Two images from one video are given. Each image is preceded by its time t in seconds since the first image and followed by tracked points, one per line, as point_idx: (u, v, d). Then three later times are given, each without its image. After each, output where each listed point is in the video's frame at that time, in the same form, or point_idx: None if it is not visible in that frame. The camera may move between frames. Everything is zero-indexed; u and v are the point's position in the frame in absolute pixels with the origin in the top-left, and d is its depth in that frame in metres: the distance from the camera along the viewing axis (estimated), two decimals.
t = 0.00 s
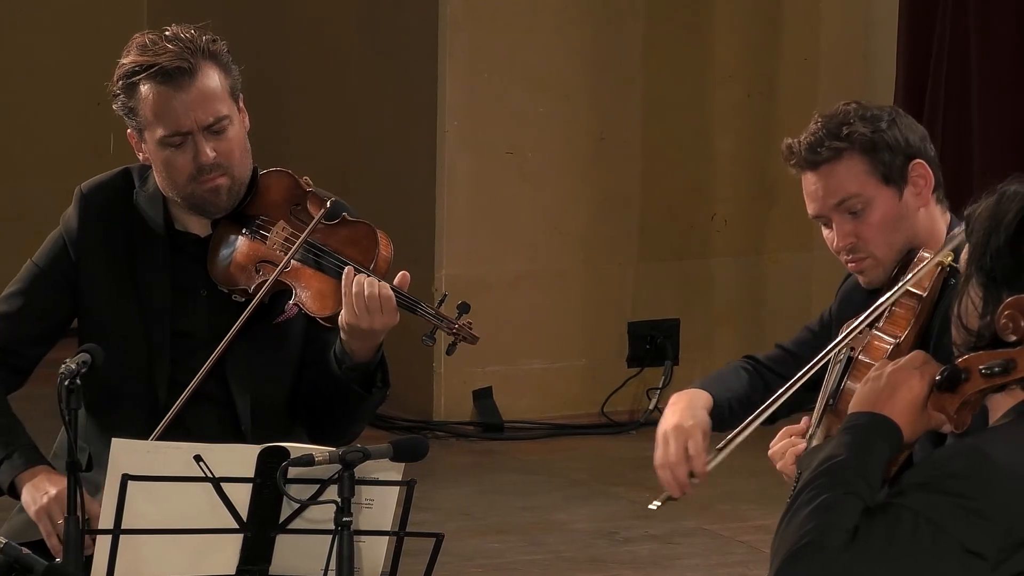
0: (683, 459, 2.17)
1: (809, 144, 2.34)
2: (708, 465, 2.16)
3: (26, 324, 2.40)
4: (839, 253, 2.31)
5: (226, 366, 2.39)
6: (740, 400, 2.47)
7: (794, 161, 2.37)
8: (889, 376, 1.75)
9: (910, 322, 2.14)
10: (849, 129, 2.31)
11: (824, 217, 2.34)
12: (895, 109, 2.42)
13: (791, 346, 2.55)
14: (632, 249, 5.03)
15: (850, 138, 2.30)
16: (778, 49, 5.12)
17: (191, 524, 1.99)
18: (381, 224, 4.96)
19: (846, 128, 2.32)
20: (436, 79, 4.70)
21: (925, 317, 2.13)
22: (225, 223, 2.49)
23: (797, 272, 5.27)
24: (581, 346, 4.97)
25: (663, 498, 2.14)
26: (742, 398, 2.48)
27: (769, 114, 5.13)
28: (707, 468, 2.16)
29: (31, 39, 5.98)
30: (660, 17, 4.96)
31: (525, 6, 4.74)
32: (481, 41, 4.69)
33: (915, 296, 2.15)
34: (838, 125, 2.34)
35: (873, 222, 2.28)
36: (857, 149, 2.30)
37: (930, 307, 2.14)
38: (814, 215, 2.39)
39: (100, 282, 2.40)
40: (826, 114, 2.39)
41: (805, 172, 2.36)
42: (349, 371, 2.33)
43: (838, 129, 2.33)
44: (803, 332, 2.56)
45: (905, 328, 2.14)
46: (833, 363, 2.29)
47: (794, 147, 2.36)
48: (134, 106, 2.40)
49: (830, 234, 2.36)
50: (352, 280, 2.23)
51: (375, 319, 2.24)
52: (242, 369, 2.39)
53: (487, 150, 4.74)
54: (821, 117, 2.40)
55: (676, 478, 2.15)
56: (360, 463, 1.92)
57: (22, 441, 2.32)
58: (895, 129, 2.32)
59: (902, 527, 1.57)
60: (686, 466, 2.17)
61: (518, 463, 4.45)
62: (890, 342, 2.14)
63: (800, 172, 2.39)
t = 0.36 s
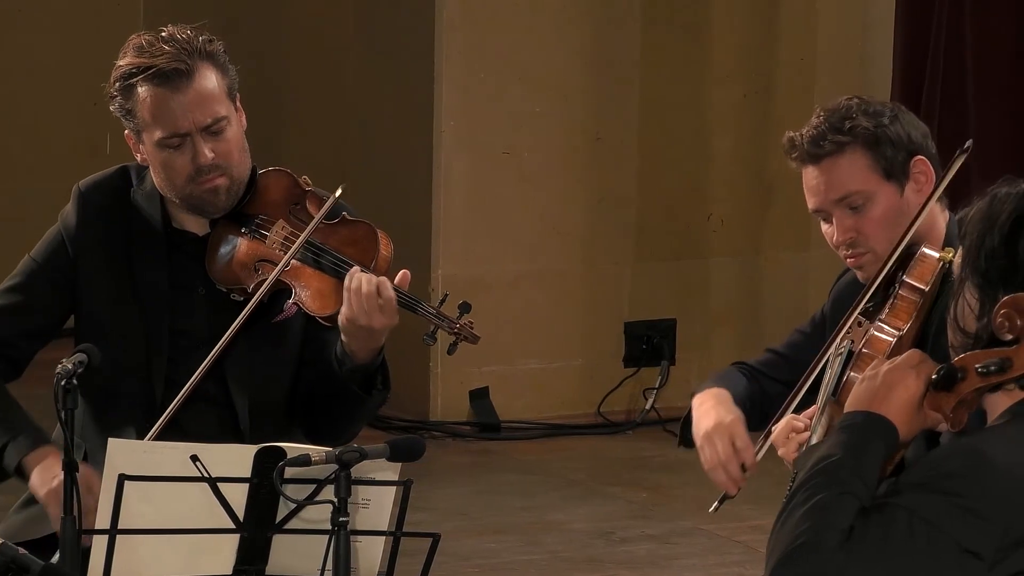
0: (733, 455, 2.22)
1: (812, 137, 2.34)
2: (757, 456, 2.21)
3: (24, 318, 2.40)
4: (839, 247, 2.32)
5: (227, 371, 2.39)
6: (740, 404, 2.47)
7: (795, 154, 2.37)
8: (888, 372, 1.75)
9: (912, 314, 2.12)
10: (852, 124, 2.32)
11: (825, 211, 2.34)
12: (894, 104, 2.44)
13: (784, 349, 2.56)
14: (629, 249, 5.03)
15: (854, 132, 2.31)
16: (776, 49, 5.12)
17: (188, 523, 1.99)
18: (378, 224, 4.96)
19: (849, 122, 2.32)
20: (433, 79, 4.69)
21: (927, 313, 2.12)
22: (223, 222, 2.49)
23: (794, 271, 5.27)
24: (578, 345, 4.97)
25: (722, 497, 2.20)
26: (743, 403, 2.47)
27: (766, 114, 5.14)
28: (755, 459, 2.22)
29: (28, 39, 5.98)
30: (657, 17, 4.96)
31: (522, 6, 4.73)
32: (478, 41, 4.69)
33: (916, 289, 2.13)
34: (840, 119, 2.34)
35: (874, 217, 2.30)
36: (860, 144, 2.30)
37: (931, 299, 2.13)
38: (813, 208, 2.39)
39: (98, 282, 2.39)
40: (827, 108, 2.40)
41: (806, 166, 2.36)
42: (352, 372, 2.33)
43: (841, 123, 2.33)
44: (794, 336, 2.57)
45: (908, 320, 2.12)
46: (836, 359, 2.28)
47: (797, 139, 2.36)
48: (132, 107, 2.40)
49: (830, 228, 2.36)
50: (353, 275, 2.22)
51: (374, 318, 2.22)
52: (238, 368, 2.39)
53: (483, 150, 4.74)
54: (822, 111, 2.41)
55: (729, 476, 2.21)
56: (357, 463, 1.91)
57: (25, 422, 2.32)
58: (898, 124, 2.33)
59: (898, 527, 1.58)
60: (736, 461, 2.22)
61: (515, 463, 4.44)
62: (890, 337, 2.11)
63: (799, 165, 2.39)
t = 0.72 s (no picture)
0: (742, 420, 2.31)
1: (797, 154, 2.35)
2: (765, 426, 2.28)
3: (29, 311, 2.38)
4: (830, 263, 2.30)
5: (228, 374, 2.38)
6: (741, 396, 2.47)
7: (781, 173, 2.38)
8: (889, 372, 1.74)
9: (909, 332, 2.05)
10: (836, 139, 2.33)
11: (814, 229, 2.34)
12: (879, 118, 2.44)
13: (774, 334, 2.57)
14: (629, 249, 5.03)
15: (838, 147, 2.32)
16: (775, 49, 5.13)
17: (190, 523, 1.99)
18: (377, 224, 4.96)
19: (832, 138, 2.33)
20: (433, 79, 4.69)
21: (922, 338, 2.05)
22: (222, 222, 2.49)
23: (794, 272, 5.28)
24: (578, 345, 4.97)
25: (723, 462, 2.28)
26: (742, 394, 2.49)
27: (766, 114, 5.14)
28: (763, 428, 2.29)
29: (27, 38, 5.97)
30: (657, 17, 4.96)
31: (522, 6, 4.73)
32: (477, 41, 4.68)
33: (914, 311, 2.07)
34: (824, 135, 2.35)
35: (863, 231, 2.29)
36: (844, 159, 2.31)
37: (925, 320, 2.07)
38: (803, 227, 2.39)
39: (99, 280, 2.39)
40: (810, 124, 2.41)
41: (792, 184, 2.36)
42: (349, 367, 2.32)
43: (824, 139, 2.34)
44: (784, 322, 2.58)
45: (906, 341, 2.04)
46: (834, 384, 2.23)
47: (781, 157, 2.38)
48: (132, 107, 2.40)
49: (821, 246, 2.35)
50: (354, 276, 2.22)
51: (373, 312, 2.23)
52: (238, 368, 2.38)
53: (483, 150, 4.74)
54: (805, 127, 2.42)
55: (733, 442, 2.29)
56: (357, 463, 1.91)
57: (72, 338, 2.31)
58: (881, 137, 2.34)
59: (906, 527, 1.58)
60: (743, 428, 2.30)
61: (515, 463, 4.44)
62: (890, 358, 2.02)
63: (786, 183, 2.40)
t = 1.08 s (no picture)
0: (781, 421, 2.15)
1: (774, 182, 2.34)
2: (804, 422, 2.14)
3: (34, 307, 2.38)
4: (813, 286, 2.30)
5: (226, 374, 2.37)
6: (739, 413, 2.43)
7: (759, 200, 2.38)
8: (883, 377, 1.75)
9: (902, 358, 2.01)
10: (813, 165, 2.32)
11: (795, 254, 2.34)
12: (856, 135, 2.43)
13: (765, 348, 2.54)
14: (629, 249, 5.03)
15: (815, 174, 2.31)
16: (775, 49, 5.13)
17: (190, 523, 1.99)
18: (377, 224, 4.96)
19: (810, 164, 2.32)
20: (432, 79, 4.69)
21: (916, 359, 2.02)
22: (222, 223, 2.49)
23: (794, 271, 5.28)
24: (578, 345, 4.98)
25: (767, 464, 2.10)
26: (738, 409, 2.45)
27: (765, 114, 5.14)
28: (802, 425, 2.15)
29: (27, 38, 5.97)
30: (657, 17, 4.96)
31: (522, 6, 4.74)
32: (477, 41, 4.69)
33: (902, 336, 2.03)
34: (801, 160, 2.35)
35: (844, 253, 2.28)
36: (823, 185, 2.30)
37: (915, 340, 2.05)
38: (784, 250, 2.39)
39: (105, 276, 2.41)
40: (786, 149, 2.40)
41: (771, 210, 2.36)
42: (344, 367, 2.34)
43: (801, 165, 2.34)
44: (772, 336, 2.56)
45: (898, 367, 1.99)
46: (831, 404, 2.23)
47: (757, 184, 2.37)
48: (132, 108, 2.40)
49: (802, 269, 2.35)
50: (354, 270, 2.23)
51: (375, 310, 2.22)
52: (237, 370, 2.38)
53: (483, 150, 4.74)
54: (782, 151, 2.41)
55: (774, 442, 2.12)
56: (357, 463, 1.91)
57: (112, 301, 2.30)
58: (859, 159, 2.33)
59: (900, 532, 1.57)
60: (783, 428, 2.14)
61: (515, 463, 4.44)
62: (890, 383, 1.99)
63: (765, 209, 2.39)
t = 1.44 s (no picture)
0: (771, 465, 2.18)
1: (763, 191, 2.33)
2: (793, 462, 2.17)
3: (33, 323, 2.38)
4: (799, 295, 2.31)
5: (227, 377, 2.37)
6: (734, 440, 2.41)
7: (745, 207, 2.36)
8: (883, 377, 1.74)
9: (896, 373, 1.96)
10: (803, 175, 2.31)
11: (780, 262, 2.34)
12: (843, 141, 2.42)
13: (755, 370, 2.53)
14: (629, 248, 5.03)
15: (805, 184, 2.30)
16: (775, 49, 5.13)
17: (190, 522, 1.99)
18: (377, 224, 4.95)
19: (799, 174, 2.31)
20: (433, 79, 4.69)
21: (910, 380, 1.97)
22: (223, 225, 2.51)
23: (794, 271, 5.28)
24: (578, 346, 4.97)
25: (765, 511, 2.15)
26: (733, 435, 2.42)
27: (765, 114, 5.14)
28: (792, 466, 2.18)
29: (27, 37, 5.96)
30: (658, 17, 4.96)
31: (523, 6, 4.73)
32: (477, 41, 4.68)
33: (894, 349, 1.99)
34: (790, 169, 2.34)
35: (830, 264, 2.29)
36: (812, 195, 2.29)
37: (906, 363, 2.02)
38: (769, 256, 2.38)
39: (103, 285, 2.39)
40: (775, 156, 2.39)
41: (758, 219, 2.35)
42: (343, 377, 2.33)
43: (791, 175, 2.32)
44: (761, 355, 2.54)
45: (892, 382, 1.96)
46: (825, 423, 2.20)
47: (745, 192, 2.35)
48: (135, 111, 2.40)
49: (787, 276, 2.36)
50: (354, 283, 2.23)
51: (376, 323, 2.23)
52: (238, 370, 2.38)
53: (483, 151, 4.74)
54: (770, 158, 2.39)
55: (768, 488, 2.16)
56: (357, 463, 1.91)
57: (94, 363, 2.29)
58: (848, 169, 2.33)
59: (896, 535, 1.57)
60: (773, 472, 2.18)
61: (515, 463, 4.44)
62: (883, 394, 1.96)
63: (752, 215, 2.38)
